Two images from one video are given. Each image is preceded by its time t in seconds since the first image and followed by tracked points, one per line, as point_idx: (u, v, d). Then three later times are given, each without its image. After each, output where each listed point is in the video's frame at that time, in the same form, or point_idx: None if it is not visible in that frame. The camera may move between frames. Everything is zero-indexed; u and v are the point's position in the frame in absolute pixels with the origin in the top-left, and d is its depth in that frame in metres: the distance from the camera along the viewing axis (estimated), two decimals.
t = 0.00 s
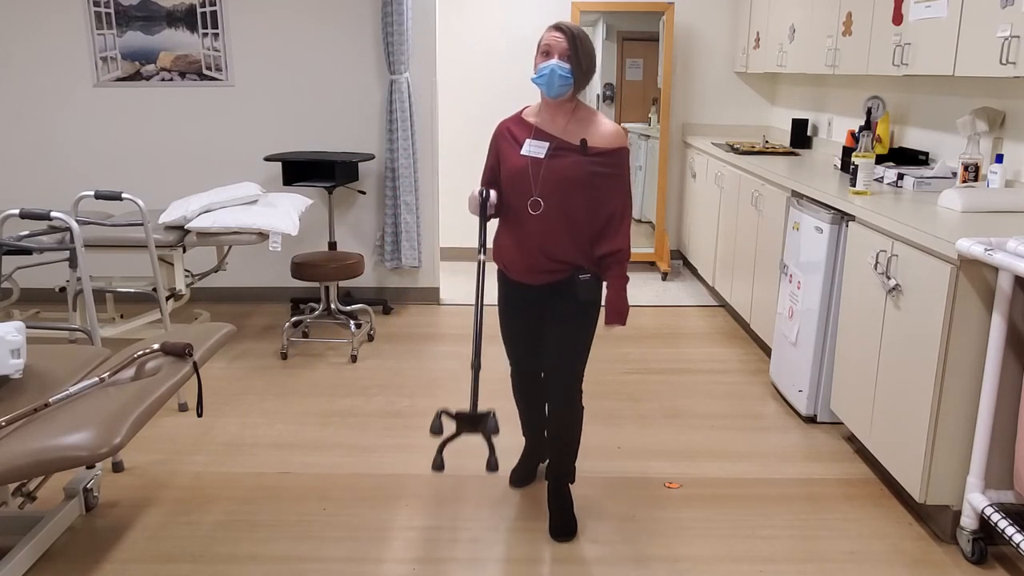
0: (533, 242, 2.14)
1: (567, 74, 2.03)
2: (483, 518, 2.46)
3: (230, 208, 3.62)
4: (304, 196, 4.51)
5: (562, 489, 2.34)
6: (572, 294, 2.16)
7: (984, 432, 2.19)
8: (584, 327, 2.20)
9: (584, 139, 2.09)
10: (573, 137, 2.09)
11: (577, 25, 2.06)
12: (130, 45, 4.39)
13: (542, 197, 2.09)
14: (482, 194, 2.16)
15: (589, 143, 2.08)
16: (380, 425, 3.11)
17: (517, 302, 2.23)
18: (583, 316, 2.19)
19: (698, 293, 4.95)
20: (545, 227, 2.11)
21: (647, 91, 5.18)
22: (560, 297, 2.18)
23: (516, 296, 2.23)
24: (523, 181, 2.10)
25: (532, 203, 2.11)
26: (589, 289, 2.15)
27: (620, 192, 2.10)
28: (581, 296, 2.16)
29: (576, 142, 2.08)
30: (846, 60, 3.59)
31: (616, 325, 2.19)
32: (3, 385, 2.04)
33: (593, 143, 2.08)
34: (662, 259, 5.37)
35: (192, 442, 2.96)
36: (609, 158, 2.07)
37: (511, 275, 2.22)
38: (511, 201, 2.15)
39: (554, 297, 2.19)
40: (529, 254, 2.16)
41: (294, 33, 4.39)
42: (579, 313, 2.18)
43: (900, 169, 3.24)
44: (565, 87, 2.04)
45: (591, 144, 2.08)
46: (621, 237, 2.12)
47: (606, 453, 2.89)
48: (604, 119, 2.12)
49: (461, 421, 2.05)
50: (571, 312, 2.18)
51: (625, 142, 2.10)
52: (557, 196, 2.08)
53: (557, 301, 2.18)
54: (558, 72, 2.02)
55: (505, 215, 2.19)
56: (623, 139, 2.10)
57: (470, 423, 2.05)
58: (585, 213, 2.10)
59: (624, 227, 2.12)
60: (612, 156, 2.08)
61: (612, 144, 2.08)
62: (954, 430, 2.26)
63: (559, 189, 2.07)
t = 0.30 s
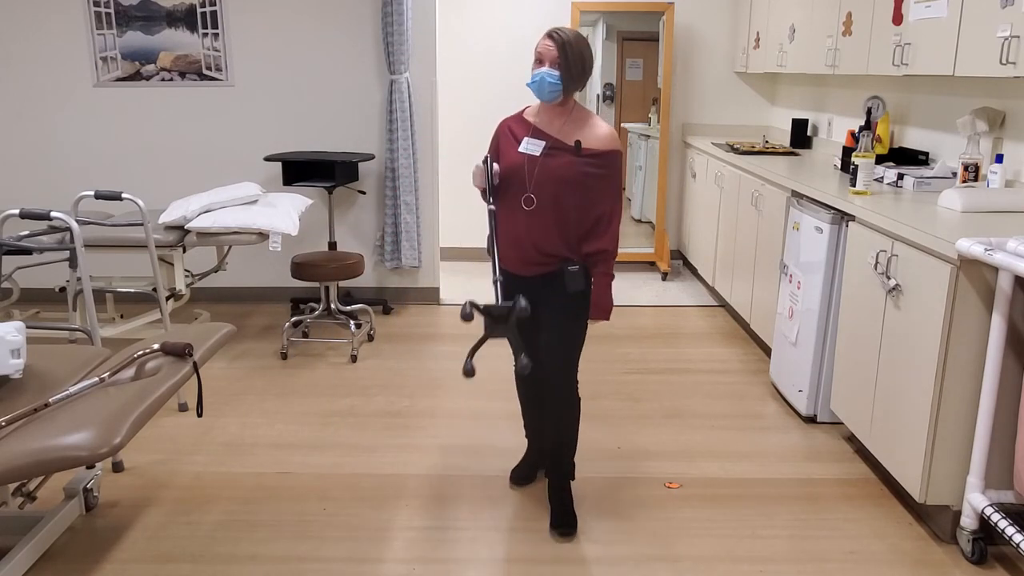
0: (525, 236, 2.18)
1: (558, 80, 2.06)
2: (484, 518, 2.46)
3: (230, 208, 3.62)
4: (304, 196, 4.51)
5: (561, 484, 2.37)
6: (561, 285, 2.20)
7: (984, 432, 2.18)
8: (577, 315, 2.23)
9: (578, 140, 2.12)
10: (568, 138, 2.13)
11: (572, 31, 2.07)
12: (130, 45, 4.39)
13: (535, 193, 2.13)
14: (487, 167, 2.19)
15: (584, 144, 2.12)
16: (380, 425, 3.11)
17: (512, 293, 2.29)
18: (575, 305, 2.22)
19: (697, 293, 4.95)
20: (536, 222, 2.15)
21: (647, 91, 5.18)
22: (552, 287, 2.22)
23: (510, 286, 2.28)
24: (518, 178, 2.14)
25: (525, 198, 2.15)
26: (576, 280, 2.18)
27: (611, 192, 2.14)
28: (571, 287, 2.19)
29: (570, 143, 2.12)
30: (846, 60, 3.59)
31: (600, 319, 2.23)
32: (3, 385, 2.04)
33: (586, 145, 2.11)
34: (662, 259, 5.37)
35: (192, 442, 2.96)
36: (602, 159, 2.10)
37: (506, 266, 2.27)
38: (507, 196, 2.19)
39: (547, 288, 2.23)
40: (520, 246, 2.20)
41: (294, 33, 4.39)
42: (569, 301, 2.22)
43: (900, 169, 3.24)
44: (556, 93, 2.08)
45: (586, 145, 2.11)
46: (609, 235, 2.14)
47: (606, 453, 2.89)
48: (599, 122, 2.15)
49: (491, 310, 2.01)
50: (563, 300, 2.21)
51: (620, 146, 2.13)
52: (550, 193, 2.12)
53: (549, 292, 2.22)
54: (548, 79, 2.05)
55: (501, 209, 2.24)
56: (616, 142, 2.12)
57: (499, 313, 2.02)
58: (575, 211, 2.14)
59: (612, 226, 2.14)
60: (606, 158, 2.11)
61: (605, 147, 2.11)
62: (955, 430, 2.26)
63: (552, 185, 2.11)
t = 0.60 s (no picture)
0: (526, 232, 2.18)
1: (553, 91, 2.09)
2: (484, 518, 2.46)
3: (230, 208, 3.62)
4: (304, 196, 4.51)
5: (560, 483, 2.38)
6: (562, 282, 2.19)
7: (984, 432, 2.19)
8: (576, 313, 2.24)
9: (579, 139, 2.13)
10: (569, 137, 2.14)
11: (565, 39, 2.06)
12: (130, 45, 4.39)
13: (537, 191, 2.13)
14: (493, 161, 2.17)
15: (585, 143, 2.12)
16: (380, 425, 3.11)
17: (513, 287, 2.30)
18: (574, 303, 2.23)
19: (697, 293, 4.95)
20: (538, 218, 2.15)
21: (647, 91, 5.18)
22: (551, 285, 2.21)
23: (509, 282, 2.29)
24: (521, 176, 2.15)
25: (527, 195, 2.15)
26: (575, 275, 2.16)
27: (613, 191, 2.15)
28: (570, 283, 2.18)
29: (572, 142, 2.13)
30: (846, 60, 3.59)
31: (602, 315, 2.22)
32: (3, 385, 2.04)
33: (587, 144, 2.12)
34: (662, 259, 5.37)
35: (192, 442, 2.96)
36: (604, 158, 2.11)
37: (505, 259, 2.27)
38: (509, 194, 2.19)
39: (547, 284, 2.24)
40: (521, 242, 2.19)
41: (295, 33, 4.39)
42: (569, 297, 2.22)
43: (900, 169, 3.24)
44: (553, 102, 2.11)
45: (587, 144, 2.12)
46: (609, 232, 2.16)
47: (606, 453, 2.89)
48: (599, 122, 2.15)
49: (516, 276, 2.13)
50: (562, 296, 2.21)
51: (620, 147, 2.14)
52: (552, 191, 2.12)
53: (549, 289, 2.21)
54: (542, 91, 2.09)
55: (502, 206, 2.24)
56: (616, 142, 2.13)
57: (524, 277, 2.13)
58: (577, 209, 2.14)
59: (612, 223, 2.15)
60: (608, 158, 2.11)
61: (604, 147, 2.11)
62: (955, 430, 2.26)
63: (554, 183, 2.11)
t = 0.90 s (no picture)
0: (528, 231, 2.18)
1: (565, 91, 2.09)
2: (483, 518, 2.46)
3: (230, 208, 3.62)
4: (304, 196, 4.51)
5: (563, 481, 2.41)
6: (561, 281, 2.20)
7: (984, 432, 2.18)
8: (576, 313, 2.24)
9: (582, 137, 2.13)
10: (572, 135, 2.14)
11: (574, 41, 2.08)
12: (130, 45, 4.39)
13: (540, 188, 2.14)
14: (501, 155, 2.17)
15: (587, 142, 2.12)
16: (380, 425, 3.11)
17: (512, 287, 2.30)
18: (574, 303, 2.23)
19: (697, 293, 4.95)
20: (540, 215, 2.15)
21: (647, 91, 5.18)
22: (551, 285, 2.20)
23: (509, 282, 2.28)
24: (524, 174, 2.15)
25: (530, 193, 2.15)
26: (576, 272, 2.20)
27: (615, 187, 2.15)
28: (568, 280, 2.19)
29: (574, 140, 2.12)
30: (846, 60, 3.59)
31: (602, 310, 2.25)
32: (3, 385, 2.04)
33: (590, 142, 2.12)
34: (662, 259, 5.37)
35: (192, 442, 2.96)
36: (607, 156, 2.11)
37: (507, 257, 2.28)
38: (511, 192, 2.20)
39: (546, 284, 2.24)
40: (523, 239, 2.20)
41: (295, 33, 4.39)
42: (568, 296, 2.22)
43: (900, 169, 3.24)
44: (563, 102, 2.11)
45: (590, 142, 2.12)
46: (610, 229, 2.17)
47: (605, 453, 2.89)
48: (603, 121, 2.16)
49: (527, 277, 2.16)
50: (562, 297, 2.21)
51: (622, 147, 2.14)
52: (555, 189, 2.13)
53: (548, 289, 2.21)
54: (556, 91, 2.08)
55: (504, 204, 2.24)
56: (619, 140, 2.13)
57: (535, 279, 2.15)
58: (580, 206, 2.15)
59: (613, 220, 2.16)
60: (610, 156, 2.12)
61: (608, 145, 2.12)
62: (955, 430, 2.26)
63: (557, 180, 2.12)
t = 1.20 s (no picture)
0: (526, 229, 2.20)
1: (574, 90, 2.09)
2: (484, 518, 2.46)
3: (230, 208, 3.62)
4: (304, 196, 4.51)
5: (579, 479, 2.44)
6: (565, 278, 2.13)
7: (984, 432, 2.18)
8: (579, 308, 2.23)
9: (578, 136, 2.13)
10: (569, 135, 2.15)
11: (581, 40, 2.09)
12: (130, 45, 4.39)
13: (538, 187, 2.15)
14: (503, 150, 2.18)
15: (582, 142, 2.13)
16: (380, 425, 3.10)
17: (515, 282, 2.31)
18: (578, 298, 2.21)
19: (697, 293, 4.95)
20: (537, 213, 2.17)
21: (647, 91, 5.18)
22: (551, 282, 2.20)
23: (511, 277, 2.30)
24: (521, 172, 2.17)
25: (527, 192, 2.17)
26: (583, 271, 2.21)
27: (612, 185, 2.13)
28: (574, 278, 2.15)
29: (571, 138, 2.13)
30: (846, 61, 3.59)
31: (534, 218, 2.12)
32: (3, 385, 2.04)
33: (588, 141, 2.12)
34: (662, 259, 5.37)
35: (192, 442, 2.96)
36: (603, 155, 2.11)
37: (507, 257, 2.28)
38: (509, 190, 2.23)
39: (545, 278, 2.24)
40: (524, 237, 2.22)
41: (295, 33, 4.39)
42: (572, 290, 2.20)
43: (900, 169, 3.24)
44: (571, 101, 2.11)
45: (584, 142, 2.12)
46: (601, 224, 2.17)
47: (605, 453, 2.89)
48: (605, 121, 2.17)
49: (540, 272, 2.08)
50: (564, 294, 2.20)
51: (619, 145, 2.13)
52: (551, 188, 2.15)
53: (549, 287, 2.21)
54: (566, 89, 2.08)
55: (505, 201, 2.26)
56: (618, 139, 2.13)
57: (548, 275, 2.09)
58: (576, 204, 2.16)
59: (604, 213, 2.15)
60: (608, 155, 2.11)
61: (609, 143, 2.12)
62: (955, 430, 2.27)
63: (554, 177, 2.14)
